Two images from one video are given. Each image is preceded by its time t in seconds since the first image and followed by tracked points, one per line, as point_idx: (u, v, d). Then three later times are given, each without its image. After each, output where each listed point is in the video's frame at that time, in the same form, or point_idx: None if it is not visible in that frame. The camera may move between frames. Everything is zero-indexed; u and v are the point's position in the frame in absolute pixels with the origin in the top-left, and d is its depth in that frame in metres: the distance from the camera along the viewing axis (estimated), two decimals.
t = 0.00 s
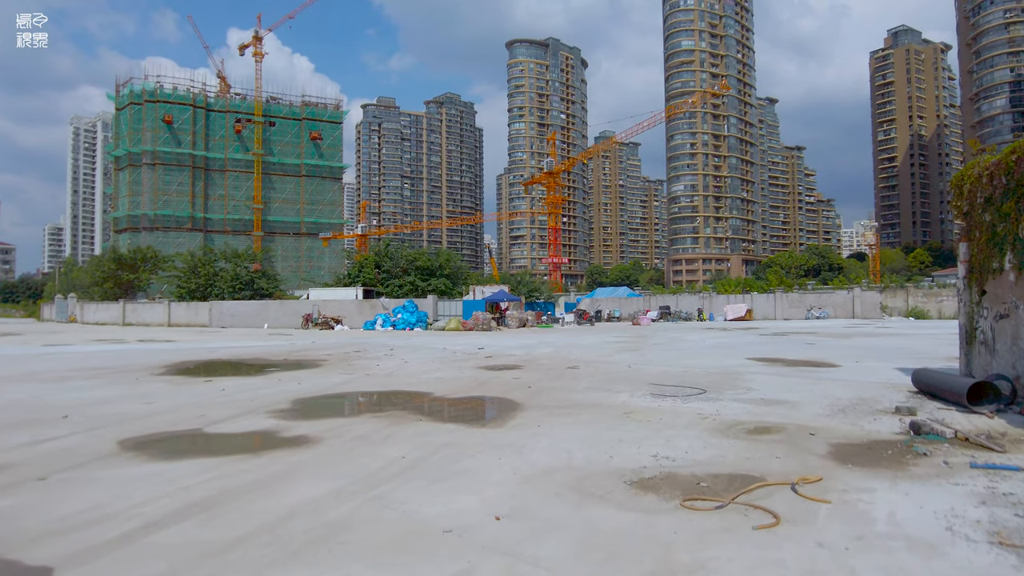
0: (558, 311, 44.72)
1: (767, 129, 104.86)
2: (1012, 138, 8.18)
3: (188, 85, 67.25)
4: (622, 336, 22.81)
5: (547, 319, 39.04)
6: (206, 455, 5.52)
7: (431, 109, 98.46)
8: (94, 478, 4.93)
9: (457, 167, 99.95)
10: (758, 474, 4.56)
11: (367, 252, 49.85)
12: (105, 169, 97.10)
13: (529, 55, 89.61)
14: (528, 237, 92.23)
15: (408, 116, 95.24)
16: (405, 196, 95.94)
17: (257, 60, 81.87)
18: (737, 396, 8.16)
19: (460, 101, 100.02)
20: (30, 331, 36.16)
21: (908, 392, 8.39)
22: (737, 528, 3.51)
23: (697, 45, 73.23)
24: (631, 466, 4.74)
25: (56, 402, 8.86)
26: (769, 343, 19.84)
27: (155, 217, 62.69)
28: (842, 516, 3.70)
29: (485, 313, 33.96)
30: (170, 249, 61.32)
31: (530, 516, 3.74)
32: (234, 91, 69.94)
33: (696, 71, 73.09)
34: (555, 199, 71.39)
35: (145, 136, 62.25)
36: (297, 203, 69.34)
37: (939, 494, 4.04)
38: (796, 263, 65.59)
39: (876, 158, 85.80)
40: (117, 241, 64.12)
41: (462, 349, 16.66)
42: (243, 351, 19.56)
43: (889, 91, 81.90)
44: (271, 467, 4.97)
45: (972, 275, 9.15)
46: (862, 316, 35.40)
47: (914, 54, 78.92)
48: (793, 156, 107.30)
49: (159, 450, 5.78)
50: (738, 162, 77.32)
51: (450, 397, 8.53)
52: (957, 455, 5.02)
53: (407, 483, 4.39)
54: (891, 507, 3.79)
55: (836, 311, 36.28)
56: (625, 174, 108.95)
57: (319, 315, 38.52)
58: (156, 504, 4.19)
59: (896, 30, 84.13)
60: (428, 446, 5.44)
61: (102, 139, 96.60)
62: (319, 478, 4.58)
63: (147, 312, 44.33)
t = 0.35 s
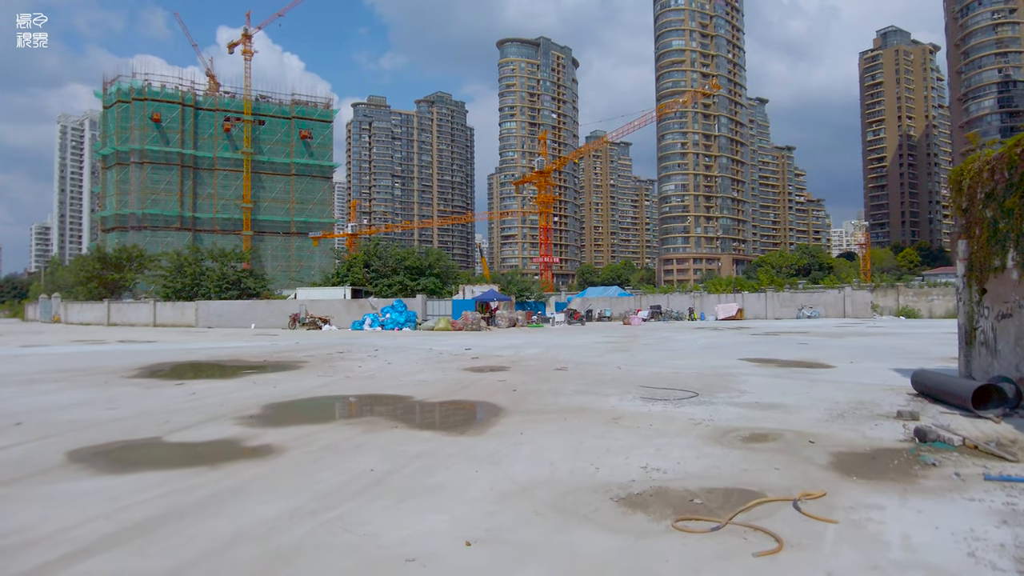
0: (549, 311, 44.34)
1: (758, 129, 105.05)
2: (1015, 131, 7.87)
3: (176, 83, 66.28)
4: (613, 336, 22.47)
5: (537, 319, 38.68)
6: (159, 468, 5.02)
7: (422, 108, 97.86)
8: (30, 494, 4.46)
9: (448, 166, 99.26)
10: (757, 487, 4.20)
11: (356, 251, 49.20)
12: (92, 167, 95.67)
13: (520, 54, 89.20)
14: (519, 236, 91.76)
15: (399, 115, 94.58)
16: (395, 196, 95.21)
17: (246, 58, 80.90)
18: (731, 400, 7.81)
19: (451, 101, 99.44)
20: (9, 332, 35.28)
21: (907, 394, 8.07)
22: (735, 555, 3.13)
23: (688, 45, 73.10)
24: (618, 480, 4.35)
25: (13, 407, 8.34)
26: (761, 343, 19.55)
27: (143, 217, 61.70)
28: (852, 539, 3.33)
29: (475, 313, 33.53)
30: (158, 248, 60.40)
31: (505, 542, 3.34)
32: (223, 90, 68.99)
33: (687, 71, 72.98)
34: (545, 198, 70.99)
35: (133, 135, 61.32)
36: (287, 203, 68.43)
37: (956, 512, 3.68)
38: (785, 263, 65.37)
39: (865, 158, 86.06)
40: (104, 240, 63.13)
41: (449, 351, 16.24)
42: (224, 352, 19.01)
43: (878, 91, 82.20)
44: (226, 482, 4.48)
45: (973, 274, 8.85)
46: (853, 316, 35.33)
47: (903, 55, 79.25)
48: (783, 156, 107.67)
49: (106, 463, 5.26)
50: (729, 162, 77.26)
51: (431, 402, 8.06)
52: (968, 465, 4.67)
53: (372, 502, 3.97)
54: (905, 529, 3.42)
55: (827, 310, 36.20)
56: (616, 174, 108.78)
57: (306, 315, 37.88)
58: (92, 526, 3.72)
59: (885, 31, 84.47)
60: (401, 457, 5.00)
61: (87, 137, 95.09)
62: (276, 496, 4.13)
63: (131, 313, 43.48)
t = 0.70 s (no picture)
0: (545, 308, 44.00)
1: (755, 127, 104.79)
2: None
3: (171, 79, 65.59)
4: (610, 333, 22.14)
5: (534, 315, 38.33)
6: (124, 474, 4.58)
7: (419, 105, 97.25)
8: None
9: (445, 163, 98.61)
10: (777, 497, 3.83)
11: (351, 247, 48.72)
12: (86, 163, 94.57)
13: (517, 51, 88.65)
14: (516, 233, 91.28)
15: (396, 111, 94.01)
16: (392, 192, 94.59)
17: (242, 54, 80.13)
18: (738, 399, 7.45)
19: (448, 97, 98.88)
20: None
21: (923, 394, 7.71)
22: None
23: (686, 42, 72.68)
24: (625, 489, 3.98)
25: None
26: (762, 340, 19.21)
27: (138, 213, 61.00)
28: (892, 562, 2.96)
29: (471, 310, 33.14)
30: (153, 244, 59.75)
31: (501, 562, 2.98)
32: (219, 85, 68.22)
33: (685, 67, 72.59)
34: (543, 195, 70.50)
35: (128, 130, 60.55)
36: (283, 199, 67.82)
37: (1002, 528, 3.32)
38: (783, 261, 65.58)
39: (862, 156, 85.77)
40: (99, 236, 62.54)
41: (443, 347, 15.85)
42: (215, 348, 18.57)
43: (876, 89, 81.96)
44: (194, 490, 4.06)
45: (986, 269, 8.52)
46: (851, 313, 35.10)
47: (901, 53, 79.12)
48: (780, 154, 107.49)
49: (67, 468, 4.82)
50: (726, 159, 76.94)
51: (424, 401, 7.65)
52: (1001, 474, 4.32)
53: (356, 514, 3.58)
54: (948, 548, 3.06)
55: (825, 307, 35.97)
56: (613, 171, 108.44)
57: (301, 311, 37.39)
58: (41, 541, 3.31)
59: (882, 29, 84.31)
60: (388, 462, 4.60)
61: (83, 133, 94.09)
62: (248, 508, 3.72)
63: (124, 309, 42.95)
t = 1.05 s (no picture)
0: (544, 307, 43.60)
1: (753, 126, 104.48)
2: None
3: (167, 75, 65.01)
4: (611, 333, 21.75)
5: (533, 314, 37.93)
6: (89, 491, 4.16)
7: (417, 103, 96.73)
8: None
9: (443, 161, 98.13)
10: (810, 522, 3.46)
11: (347, 246, 48.22)
12: (82, 161, 93.86)
13: (515, 49, 88.23)
14: (514, 231, 90.87)
15: (394, 109, 93.52)
16: (390, 190, 94.03)
17: (239, 51, 79.55)
18: (752, 405, 7.09)
19: (446, 95, 98.32)
20: None
21: (943, 399, 7.35)
22: None
23: (684, 40, 72.19)
24: (642, 511, 3.61)
25: None
26: (765, 341, 18.85)
27: (134, 211, 60.43)
28: None
29: (469, 308, 32.72)
30: (149, 242, 59.16)
31: None
32: (216, 82, 67.60)
33: (683, 66, 72.25)
34: (541, 193, 70.00)
35: (125, 127, 60.04)
36: (281, 197, 67.19)
37: None
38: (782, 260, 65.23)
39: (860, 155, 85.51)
40: (95, 234, 61.98)
41: (441, 348, 15.46)
42: (208, 347, 18.16)
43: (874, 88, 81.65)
44: (164, 512, 3.66)
45: (1006, 268, 8.16)
46: (852, 313, 34.76)
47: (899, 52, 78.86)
48: (778, 152, 107.23)
49: (29, 483, 4.41)
50: (725, 158, 76.59)
51: (419, 406, 7.25)
52: None
53: (342, 543, 3.20)
54: None
55: (826, 307, 35.56)
56: (611, 170, 108.08)
57: (297, 310, 36.92)
58: None
59: (881, 28, 83.99)
60: (379, 478, 4.21)
61: (78, 130, 93.36)
62: (222, 534, 3.32)
63: (118, 307, 42.41)
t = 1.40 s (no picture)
0: (545, 303, 43.23)
1: (755, 121, 103.90)
2: None
3: (166, 70, 64.46)
4: (614, 330, 21.34)
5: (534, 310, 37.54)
6: (55, 506, 3.75)
7: (417, 98, 96.16)
8: None
9: (443, 157, 97.62)
10: (863, 546, 3.08)
11: (347, 242, 47.79)
12: (81, 156, 93.27)
13: (516, 44, 87.63)
14: (515, 227, 90.41)
15: (394, 104, 92.99)
16: (390, 186, 93.49)
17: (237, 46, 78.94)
18: (773, 407, 6.69)
19: (447, 91, 97.69)
20: None
21: (974, 400, 6.95)
22: None
23: (686, 35, 71.58)
24: (673, 533, 3.22)
25: None
26: (773, 337, 18.46)
27: (134, 206, 59.99)
28: None
29: (470, 304, 32.32)
30: (149, 238, 58.66)
31: None
32: (215, 78, 67.00)
33: (684, 61, 71.66)
34: (542, 189, 69.43)
35: (124, 123, 59.59)
36: (280, 192, 66.66)
37: None
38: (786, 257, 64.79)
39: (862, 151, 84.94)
40: (94, 230, 61.50)
41: (442, 345, 15.05)
42: (204, 344, 17.73)
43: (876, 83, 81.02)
44: (136, 533, 3.25)
45: None
46: (857, 309, 34.39)
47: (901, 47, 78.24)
48: (780, 148, 106.63)
49: None
50: (726, 154, 76.07)
51: (421, 408, 6.84)
52: None
53: (337, 571, 2.81)
54: None
55: (831, 303, 35.16)
56: (612, 166, 107.55)
57: (296, 306, 36.51)
58: None
59: (883, 23, 83.30)
60: (378, 491, 3.81)
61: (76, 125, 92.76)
62: (196, 563, 2.91)
63: (116, 303, 41.95)
